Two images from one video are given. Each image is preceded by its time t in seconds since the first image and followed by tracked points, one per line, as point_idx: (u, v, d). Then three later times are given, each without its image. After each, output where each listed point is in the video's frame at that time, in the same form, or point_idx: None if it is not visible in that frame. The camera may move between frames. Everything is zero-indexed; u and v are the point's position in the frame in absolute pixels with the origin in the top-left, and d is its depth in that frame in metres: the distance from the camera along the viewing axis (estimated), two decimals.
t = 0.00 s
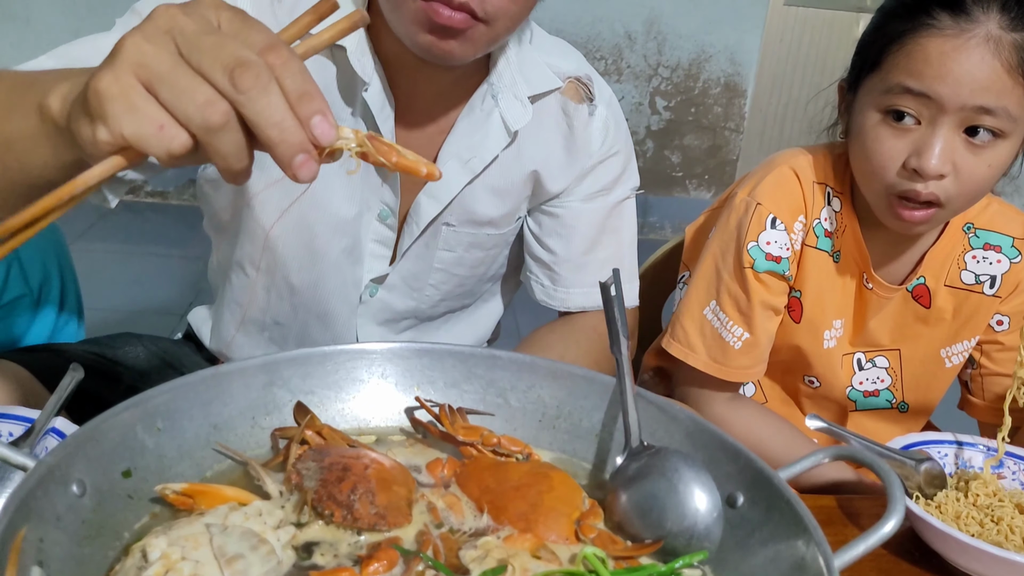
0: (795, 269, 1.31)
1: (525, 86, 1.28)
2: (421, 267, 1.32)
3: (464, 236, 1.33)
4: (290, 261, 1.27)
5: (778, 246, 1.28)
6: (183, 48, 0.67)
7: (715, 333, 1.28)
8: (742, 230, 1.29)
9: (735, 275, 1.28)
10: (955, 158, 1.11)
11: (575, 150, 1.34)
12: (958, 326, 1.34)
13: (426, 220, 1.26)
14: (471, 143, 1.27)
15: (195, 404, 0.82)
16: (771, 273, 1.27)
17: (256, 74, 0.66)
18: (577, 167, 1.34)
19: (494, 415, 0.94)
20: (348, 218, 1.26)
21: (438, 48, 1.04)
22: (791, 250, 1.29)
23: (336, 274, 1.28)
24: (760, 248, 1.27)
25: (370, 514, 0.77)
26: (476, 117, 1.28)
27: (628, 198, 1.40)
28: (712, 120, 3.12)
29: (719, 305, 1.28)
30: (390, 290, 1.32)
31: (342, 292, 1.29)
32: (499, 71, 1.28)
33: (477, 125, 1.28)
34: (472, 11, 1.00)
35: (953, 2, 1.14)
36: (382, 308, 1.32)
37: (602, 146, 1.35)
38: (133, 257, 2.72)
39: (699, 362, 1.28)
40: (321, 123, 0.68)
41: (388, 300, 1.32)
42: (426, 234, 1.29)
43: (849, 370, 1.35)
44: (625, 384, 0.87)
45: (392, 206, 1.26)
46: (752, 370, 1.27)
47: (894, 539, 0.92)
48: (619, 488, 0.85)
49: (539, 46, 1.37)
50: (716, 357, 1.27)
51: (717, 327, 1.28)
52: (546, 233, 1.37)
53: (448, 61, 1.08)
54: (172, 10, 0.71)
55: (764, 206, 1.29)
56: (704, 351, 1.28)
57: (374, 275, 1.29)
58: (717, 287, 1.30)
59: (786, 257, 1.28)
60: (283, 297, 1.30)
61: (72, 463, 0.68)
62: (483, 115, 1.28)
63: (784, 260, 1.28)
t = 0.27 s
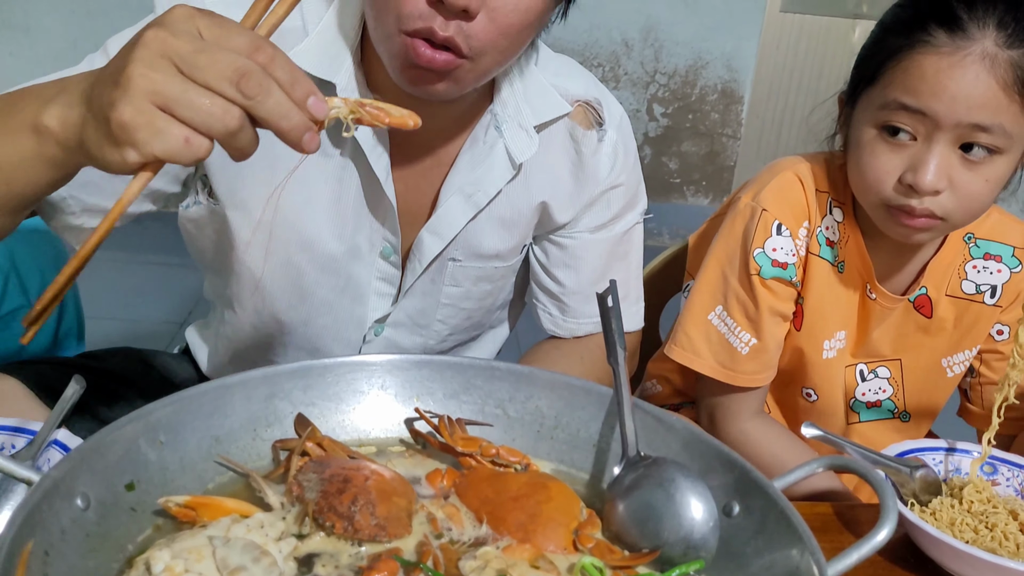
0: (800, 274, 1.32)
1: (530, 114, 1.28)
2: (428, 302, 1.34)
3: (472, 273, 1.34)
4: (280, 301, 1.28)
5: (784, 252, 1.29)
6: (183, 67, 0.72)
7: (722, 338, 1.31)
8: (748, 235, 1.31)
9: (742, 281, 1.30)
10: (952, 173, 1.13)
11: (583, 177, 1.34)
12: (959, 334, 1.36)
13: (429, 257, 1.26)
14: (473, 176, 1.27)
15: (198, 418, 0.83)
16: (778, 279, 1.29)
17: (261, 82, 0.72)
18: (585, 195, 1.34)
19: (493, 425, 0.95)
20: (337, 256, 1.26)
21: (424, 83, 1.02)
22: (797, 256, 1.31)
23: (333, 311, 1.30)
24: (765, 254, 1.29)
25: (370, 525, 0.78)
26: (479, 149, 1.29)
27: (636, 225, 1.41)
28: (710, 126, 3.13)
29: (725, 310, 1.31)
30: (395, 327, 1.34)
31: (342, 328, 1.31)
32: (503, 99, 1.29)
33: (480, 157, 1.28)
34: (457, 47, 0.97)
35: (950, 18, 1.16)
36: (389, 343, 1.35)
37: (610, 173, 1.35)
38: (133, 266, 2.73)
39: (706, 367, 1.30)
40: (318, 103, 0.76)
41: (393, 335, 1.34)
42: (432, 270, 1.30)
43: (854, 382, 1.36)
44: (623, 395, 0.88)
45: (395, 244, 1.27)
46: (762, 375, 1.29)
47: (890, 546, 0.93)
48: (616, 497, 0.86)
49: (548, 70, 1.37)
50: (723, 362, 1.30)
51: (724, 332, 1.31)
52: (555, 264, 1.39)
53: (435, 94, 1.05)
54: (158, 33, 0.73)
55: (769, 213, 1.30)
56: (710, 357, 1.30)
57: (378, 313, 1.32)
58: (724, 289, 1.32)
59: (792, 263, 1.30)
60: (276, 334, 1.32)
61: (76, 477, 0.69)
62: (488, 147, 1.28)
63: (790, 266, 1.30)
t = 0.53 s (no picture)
0: (800, 286, 1.33)
1: (531, 142, 1.29)
2: (428, 328, 1.36)
3: (472, 299, 1.35)
4: (277, 332, 1.30)
5: (782, 266, 1.31)
6: (240, 98, 0.78)
7: (722, 350, 1.32)
8: (746, 249, 1.33)
9: (741, 294, 1.32)
10: (931, 184, 1.14)
11: (587, 201, 1.34)
12: (959, 350, 1.37)
13: (424, 284, 1.28)
14: (471, 205, 1.27)
15: (205, 431, 0.84)
16: (776, 292, 1.31)
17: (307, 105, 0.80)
18: (588, 220, 1.35)
19: (495, 437, 0.96)
20: (334, 288, 1.27)
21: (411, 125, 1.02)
22: (794, 269, 1.32)
23: (334, 342, 1.33)
24: (763, 269, 1.31)
25: (376, 536, 0.80)
26: (479, 176, 1.29)
27: (640, 246, 1.42)
28: (708, 136, 3.16)
29: (725, 323, 1.33)
30: (395, 354, 1.37)
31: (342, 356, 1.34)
32: (503, 126, 1.30)
33: (479, 185, 1.28)
34: (439, 87, 0.96)
35: (943, 31, 1.19)
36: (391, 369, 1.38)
37: (613, 197, 1.35)
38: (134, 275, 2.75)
39: (707, 379, 1.32)
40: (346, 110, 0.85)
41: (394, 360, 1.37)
42: (431, 297, 1.32)
43: (855, 396, 1.38)
44: (624, 408, 0.89)
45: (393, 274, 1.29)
46: (761, 387, 1.31)
47: (887, 556, 0.94)
48: (617, 509, 0.87)
49: (550, 90, 1.39)
50: (723, 372, 1.32)
51: (724, 345, 1.33)
52: (558, 286, 1.41)
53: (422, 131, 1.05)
54: (215, 68, 0.79)
55: (766, 226, 1.32)
56: (711, 368, 1.32)
57: (377, 341, 1.34)
58: (724, 302, 1.34)
59: (790, 277, 1.32)
60: (274, 365, 1.35)
61: (87, 489, 0.70)
62: (487, 174, 1.29)
63: (789, 280, 1.31)
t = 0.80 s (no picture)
0: (796, 303, 1.35)
1: (530, 170, 1.31)
2: (428, 354, 1.37)
3: (472, 325, 1.37)
4: (275, 359, 1.32)
5: (777, 284, 1.33)
6: (254, 136, 0.82)
7: (722, 367, 1.34)
8: (741, 268, 1.35)
9: (737, 312, 1.34)
10: (915, 201, 1.16)
11: (586, 226, 1.35)
12: (956, 369, 1.38)
13: (423, 312, 1.29)
14: (470, 235, 1.29)
15: (210, 450, 0.85)
16: (772, 310, 1.32)
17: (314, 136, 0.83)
18: (587, 246, 1.37)
19: (496, 456, 0.97)
20: (331, 318, 1.28)
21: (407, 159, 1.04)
22: (791, 286, 1.34)
23: (334, 368, 1.35)
24: (759, 286, 1.32)
25: (379, 556, 0.81)
26: (478, 206, 1.30)
27: (638, 271, 1.44)
28: (707, 151, 3.20)
29: (724, 340, 1.34)
30: (395, 380, 1.39)
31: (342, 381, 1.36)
32: (503, 155, 1.32)
33: (479, 214, 1.30)
34: (430, 120, 0.98)
35: (937, 54, 1.21)
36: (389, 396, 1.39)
37: (611, 224, 1.37)
38: (135, 290, 2.76)
39: (707, 397, 1.33)
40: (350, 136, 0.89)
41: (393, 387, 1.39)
42: (431, 325, 1.34)
43: (852, 413, 1.39)
44: (624, 427, 0.90)
45: (391, 304, 1.30)
46: (762, 405, 1.31)
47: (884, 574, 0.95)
48: (617, 529, 0.88)
49: (550, 117, 1.42)
50: (723, 391, 1.33)
51: (724, 362, 1.34)
52: (558, 310, 1.42)
53: (412, 168, 1.06)
54: (228, 111, 0.81)
55: (761, 244, 1.34)
56: (711, 386, 1.33)
57: (376, 368, 1.36)
58: (722, 322, 1.35)
59: (786, 294, 1.33)
60: (272, 390, 1.37)
61: (95, 510, 0.71)
62: (487, 203, 1.30)
63: (784, 297, 1.33)
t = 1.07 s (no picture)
0: (795, 321, 1.36)
1: (531, 196, 1.32)
2: (428, 377, 1.39)
3: (473, 349, 1.38)
4: (275, 383, 1.33)
5: (776, 303, 1.34)
6: (275, 176, 0.86)
7: (725, 387, 1.35)
8: (740, 289, 1.36)
9: (737, 332, 1.35)
10: (917, 219, 1.18)
11: (586, 251, 1.37)
12: (956, 385, 1.38)
13: (424, 337, 1.31)
14: (470, 261, 1.31)
15: (215, 470, 0.86)
16: (772, 329, 1.33)
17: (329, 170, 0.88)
18: (588, 269, 1.38)
19: (499, 475, 0.97)
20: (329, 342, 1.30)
21: (389, 182, 1.04)
22: (790, 304, 1.35)
23: (334, 391, 1.36)
24: (758, 306, 1.33)
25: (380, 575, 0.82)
26: (477, 232, 1.32)
27: (639, 291, 1.45)
28: (708, 167, 3.22)
29: (726, 361, 1.35)
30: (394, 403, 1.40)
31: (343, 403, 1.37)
32: (503, 181, 1.34)
33: (478, 240, 1.31)
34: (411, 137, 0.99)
35: (933, 72, 1.23)
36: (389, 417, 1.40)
37: (611, 248, 1.38)
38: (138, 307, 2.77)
39: (710, 417, 1.34)
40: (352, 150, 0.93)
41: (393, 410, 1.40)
42: (432, 349, 1.35)
43: (853, 431, 1.39)
44: (625, 446, 0.91)
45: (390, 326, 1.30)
46: (765, 424, 1.32)
47: None
48: (618, 548, 0.89)
49: (551, 139, 1.44)
50: (727, 411, 1.34)
51: (726, 382, 1.35)
52: (558, 332, 1.43)
53: (386, 190, 1.05)
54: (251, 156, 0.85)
55: (758, 264, 1.35)
56: (714, 406, 1.34)
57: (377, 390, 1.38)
58: (722, 342, 1.36)
59: (785, 312, 1.34)
60: (272, 414, 1.38)
61: (101, 529, 0.72)
62: (486, 228, 1.32)
63: (784, 315, 1.34)
